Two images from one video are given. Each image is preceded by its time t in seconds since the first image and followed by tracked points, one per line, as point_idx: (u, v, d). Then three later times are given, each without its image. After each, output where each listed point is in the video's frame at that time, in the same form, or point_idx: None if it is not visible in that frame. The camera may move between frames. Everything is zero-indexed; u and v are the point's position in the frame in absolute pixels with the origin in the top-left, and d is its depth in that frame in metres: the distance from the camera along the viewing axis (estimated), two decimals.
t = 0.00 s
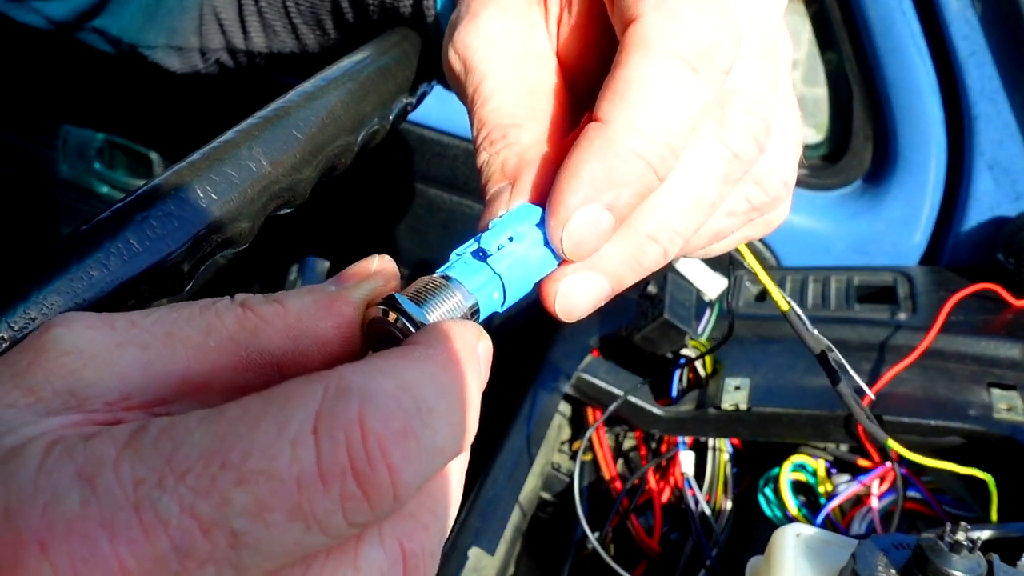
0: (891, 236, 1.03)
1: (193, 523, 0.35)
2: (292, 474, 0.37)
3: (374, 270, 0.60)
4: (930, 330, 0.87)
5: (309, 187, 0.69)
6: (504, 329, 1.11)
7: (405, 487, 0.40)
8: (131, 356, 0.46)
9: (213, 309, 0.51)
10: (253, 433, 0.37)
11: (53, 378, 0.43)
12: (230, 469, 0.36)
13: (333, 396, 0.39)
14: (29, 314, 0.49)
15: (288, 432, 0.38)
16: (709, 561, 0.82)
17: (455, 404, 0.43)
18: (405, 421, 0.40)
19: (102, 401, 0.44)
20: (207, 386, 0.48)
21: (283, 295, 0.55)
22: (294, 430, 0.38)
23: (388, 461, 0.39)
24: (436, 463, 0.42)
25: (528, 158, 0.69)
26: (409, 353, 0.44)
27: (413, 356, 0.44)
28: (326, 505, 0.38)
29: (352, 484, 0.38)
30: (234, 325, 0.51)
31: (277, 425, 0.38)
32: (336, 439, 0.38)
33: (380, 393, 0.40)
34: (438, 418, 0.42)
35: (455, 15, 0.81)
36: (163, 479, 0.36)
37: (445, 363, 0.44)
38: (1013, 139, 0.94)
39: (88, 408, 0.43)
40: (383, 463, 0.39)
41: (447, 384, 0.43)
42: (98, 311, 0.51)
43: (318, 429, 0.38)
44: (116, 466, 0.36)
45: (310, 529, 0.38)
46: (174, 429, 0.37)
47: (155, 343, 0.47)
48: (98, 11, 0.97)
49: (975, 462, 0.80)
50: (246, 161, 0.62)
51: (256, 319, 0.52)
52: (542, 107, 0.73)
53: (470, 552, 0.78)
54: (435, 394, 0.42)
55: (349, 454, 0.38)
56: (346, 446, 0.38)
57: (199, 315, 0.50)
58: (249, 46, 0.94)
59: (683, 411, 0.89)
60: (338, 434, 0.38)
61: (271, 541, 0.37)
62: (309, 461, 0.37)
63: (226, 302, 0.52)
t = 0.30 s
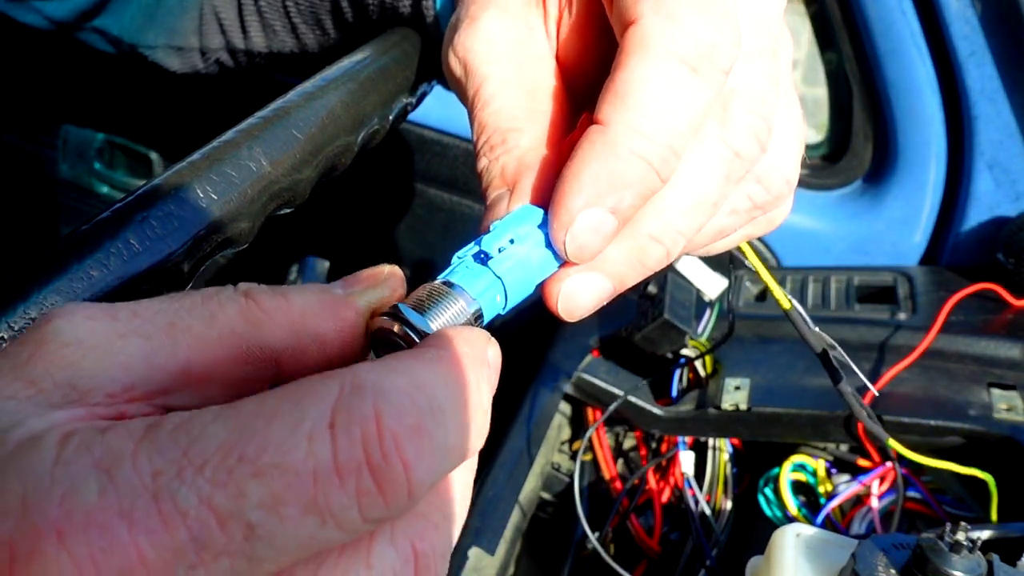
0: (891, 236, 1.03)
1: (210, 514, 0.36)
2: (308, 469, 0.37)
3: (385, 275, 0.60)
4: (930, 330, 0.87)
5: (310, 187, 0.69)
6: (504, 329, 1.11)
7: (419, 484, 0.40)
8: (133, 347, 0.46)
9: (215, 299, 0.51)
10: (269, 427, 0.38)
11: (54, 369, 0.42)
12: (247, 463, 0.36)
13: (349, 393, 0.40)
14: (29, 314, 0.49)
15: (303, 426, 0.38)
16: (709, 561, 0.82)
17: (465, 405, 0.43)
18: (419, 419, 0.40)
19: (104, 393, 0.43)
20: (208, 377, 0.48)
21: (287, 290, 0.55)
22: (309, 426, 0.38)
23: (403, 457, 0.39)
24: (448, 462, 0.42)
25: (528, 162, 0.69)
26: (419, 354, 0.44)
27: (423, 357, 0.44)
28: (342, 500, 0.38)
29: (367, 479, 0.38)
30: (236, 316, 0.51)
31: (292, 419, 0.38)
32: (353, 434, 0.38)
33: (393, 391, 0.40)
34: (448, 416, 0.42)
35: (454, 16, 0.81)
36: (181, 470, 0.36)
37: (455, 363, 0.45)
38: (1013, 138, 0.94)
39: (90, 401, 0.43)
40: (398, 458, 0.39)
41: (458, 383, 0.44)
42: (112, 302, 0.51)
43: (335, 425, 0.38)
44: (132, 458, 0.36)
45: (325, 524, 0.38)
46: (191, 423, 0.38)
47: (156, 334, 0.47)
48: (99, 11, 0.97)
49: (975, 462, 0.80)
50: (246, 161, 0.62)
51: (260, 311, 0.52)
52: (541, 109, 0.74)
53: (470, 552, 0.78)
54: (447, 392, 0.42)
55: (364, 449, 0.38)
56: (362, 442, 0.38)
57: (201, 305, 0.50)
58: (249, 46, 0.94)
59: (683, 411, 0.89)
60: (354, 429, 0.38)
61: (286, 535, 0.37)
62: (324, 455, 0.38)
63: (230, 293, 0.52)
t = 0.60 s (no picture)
0: (891, 236, 1.03)
1: (202, 568, 0.35)
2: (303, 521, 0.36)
3: (381, 297, 0.53)
4: (930, 329, 0.87)
5: (309, 187, 0.69)
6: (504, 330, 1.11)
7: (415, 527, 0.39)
8: (112, 371, 0.43)
9: (199, 311, 0.47)
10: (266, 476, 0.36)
11: (32, 398, 0.40)
12: (238, 510, 0.35)
13: (345, 433, 0.38)
14: (28, 314, 0.48)
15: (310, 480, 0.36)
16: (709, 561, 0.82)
17: (464, 438, 0.42)
18: (417, 458, 0.39)
19: (83, 420, 0.42)
20: (189, 395, 0.46)
21: (280, 298, 0.50)
22: (304, 470, 0.37)
23: (399, 500, 0.38)
24: (446, 498, 0.41)
25: (541, 157, 0.69)
26: (418, 383, 0.43)
27: (422, 387, 0.42)
28: (335, 545, 0.37)
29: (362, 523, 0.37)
30: (221, 330, 0.47)
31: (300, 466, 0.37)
32: (346, 481, 0.37)
33: (391, 431, 0.39)
34: (448, 450, 0.41)
35: (457, 18, 0.81)
36: (169, 521, 0.35)
37: (457, 399, 0.44)
38: (1013, 139, 0.94)
39: (69, 429, 0.41)
40: (394, 500, 0.38)
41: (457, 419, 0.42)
42: (96, 312, 0.50)
43: (328, 470, 0.37)
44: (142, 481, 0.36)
45: (317, 566, 0.37)
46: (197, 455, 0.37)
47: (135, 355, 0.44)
48: (99, 12, 0.97)
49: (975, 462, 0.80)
50: (246, 161, 0.62)
51: (245, 324, 0.48)
52: (551, 106, 0.74)
53: (470, 553, 0.78)
54: (445, 427, 0.41)
55: (361, 492, 0.37)
56: (357, 489, 0.37)
57: (184, 317, 0.46)
58: (250, 46, 0.94)
59: (683, 412, 0.89)
60: (348, 475, 0.37)
61: None
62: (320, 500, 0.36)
63: (216, 301, 0.48)
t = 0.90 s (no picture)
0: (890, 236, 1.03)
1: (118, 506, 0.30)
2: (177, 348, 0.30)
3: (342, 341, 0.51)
4: (930, 329, 0.87)
5: (309, 187, 0.69)
6: (503, 330, 1.10)
7: (309, 340, 0.32)
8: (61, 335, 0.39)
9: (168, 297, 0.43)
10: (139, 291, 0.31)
11: None
12: (108, 320, 0.30)
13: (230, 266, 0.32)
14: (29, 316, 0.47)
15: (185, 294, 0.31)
16: (709, 561, 0.82)
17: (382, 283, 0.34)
18: (312, 284, 0.32)
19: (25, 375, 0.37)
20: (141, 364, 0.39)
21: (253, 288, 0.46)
22: (177, 282, 0.31)
23: (280, 305, 0.31)
24: (356, 337, 0.33)
25: (555, 146, 0.69)
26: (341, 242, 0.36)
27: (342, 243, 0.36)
28: (214, 357, 0.30)
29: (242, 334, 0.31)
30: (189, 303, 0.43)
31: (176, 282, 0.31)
32: (221, 291, 0.31)
33: (278, 253, 0.32)
34: (355, 286, 0.33)
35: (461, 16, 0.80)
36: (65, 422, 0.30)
37: (380, 255, 0.35)
38: (1013, 139, 0.94)
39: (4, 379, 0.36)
40: (273, 305, 0.31)
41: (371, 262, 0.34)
42: (95, 307, 0.48)
43: (203, 282, 0.31)
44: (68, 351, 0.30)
45: (201, 381, 0.30)
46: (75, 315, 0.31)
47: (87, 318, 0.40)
48: (100, 11, 0.97)
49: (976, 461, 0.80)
50: (246, 161, 0.62)
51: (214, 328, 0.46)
52: (563, 100, 0.74)
53: (470, 552, 0.77)
54: (352, 261, 0.34)
55: (235, 301, 0.31)
56: (232, 298, 0.31)
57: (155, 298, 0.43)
58: (250, 46, 0.94)
59: (683, 412, 0.89)
60: (224, 284, 0.31)
61: (162, 418, 0.30)
62: (193, 311, 0.30)
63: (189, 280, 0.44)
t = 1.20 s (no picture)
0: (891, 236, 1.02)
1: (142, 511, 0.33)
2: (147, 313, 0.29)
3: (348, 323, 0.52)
4: (930, 329, 0.87)
5: (309, 187, 0.69)
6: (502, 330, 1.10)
7: (273, 306, 0.31)
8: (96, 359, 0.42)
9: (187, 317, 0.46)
10: (112, 257, 0.30)
11: None
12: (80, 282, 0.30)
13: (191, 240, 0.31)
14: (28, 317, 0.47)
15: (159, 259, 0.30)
16: (709, 561, 0.82)
17: (350, 258, 0.33)
18: (280, 256, 0.31)
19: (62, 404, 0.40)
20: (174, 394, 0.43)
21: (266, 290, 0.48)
22: (146, 249, 0.30)
23: (244, 272, 0.30)
24: (317, 318, 0.32)
25: (547, 151, 0.69)
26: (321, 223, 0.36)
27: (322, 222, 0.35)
28: (181, 319, 0.30)
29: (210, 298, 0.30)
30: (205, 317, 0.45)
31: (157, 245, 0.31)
32: (188, 257, 0.30)
33: (245, 226, 0.32)
34: (323, 262, 0.32)
35: (455, 16, 0.80)
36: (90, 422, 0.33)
37: (354, 236, 0.34)
38: (1013, 139, 0.94)
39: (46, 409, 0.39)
40: (237, 270, 0.30)
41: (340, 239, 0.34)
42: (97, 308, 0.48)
43: (171, 249, 0.30)
44: (43, 308, 0.29)
45: (166, 343, 0.29)
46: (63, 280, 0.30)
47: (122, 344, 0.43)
48: (101, 11, 0.97)
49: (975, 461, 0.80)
50: (246, 161, 0.62)
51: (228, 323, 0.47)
52: (557, 103, 0.74)
53: (470, 553, 0.77)
54: (323, 241, 0.33)
55: (200, 267, 0.30)
56: (200, 264, 0.30)
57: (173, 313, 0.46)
58: (251, 46, 0.94)
59: (683, 412, 0.90)
60: (191, 250, 0.30)
61: (130, 379, 0.29)
62: (160, 276, 0.30)
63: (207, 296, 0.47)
